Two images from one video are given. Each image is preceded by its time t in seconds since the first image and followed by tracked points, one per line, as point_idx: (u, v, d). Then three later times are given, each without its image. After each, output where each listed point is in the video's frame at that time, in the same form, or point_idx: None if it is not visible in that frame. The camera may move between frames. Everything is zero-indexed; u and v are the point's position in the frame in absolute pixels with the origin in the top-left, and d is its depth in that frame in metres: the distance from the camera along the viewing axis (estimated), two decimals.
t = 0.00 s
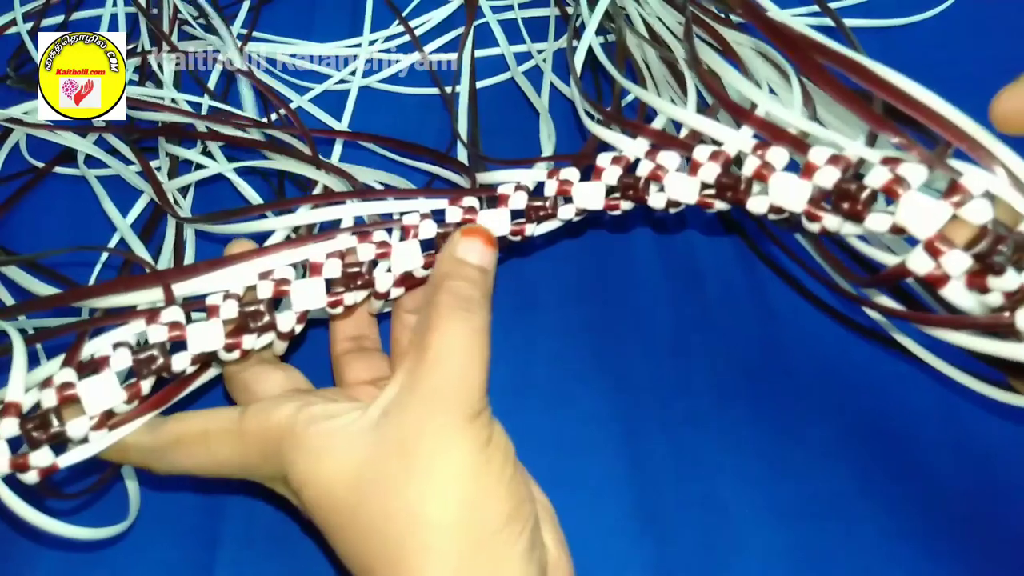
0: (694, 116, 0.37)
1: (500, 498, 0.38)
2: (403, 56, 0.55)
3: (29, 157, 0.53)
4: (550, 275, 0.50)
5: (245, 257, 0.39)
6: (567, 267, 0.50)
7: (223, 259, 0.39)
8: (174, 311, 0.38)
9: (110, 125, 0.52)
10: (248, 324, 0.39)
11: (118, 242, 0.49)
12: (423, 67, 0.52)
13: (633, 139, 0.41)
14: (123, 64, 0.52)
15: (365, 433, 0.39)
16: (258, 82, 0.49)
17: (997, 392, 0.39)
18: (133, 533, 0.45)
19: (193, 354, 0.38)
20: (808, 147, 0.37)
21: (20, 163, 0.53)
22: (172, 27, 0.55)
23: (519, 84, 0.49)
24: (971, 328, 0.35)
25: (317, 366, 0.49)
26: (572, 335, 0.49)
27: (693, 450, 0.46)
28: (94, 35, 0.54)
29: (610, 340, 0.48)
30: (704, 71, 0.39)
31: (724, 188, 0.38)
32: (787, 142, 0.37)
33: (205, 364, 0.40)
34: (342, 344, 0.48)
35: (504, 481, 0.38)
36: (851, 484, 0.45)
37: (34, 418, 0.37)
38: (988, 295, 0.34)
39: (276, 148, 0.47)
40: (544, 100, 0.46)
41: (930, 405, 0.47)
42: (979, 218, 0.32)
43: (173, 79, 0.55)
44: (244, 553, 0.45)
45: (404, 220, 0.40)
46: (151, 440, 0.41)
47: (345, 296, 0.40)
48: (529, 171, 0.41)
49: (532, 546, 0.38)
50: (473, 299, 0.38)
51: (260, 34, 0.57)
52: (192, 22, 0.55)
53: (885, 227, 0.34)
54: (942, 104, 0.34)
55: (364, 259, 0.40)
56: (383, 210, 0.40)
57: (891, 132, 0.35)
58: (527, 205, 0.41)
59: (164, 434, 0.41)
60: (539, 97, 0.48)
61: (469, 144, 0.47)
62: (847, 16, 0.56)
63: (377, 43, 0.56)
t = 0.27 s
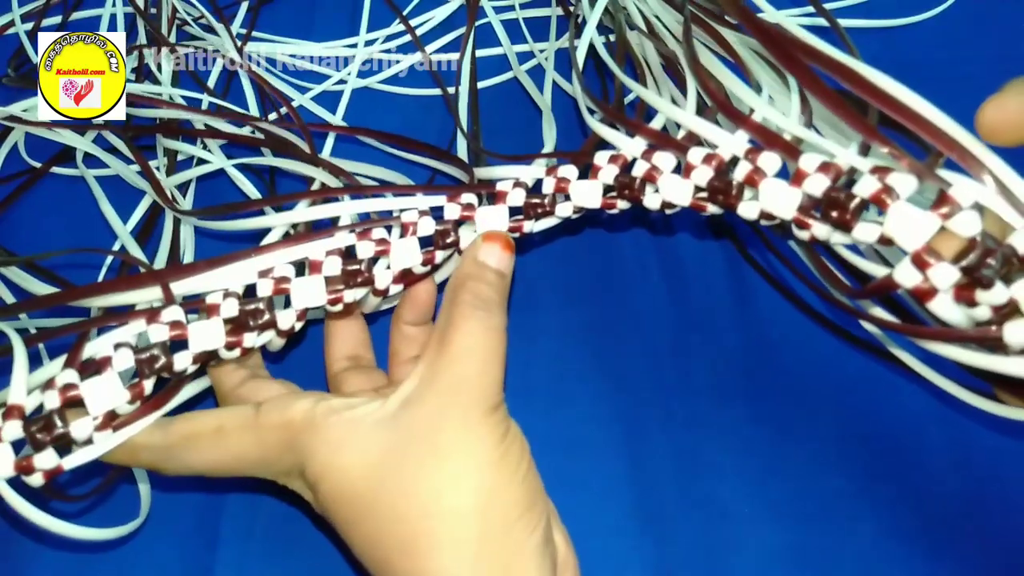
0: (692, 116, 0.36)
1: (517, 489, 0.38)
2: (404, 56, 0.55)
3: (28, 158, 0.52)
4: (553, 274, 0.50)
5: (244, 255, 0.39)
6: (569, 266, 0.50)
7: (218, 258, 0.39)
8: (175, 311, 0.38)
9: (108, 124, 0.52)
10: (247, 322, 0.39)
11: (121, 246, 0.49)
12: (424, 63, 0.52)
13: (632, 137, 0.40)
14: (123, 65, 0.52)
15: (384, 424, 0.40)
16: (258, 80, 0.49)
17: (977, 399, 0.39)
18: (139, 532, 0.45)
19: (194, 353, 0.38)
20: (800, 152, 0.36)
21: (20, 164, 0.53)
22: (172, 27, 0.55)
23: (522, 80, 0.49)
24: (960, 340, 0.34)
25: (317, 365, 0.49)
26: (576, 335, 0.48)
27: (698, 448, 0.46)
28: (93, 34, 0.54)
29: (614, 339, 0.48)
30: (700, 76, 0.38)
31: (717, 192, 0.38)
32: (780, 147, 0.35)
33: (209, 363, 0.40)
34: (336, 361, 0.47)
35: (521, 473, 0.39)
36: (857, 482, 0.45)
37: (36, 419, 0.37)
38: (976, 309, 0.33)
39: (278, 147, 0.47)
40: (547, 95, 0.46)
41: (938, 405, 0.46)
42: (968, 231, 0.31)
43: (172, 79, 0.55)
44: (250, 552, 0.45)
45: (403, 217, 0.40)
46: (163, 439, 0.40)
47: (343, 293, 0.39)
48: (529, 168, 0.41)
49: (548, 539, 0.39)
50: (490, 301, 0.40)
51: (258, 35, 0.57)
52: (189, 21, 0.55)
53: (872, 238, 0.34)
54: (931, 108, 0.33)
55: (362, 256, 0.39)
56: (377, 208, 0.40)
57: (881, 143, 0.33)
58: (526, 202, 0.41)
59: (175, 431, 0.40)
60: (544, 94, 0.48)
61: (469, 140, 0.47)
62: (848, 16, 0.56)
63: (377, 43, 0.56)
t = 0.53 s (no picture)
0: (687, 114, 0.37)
1: (521, 486, 0.38)
2: (404, 56, 0.54)
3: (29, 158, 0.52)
4: (555, 275, 0.50)
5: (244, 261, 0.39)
6: (571, 267, 0.50)
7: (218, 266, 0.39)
8: (175, 321, 0.38)
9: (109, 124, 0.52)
10: (246, 329, 0.39)
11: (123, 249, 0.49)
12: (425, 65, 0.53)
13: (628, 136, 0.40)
14: (123, 65, 0.52)
15: (387, 424, 0.40)
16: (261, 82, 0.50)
17: (970, 402, 0.39)
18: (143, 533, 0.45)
19: (195, 363, 0.38)
20: (797, 152, 0.36)
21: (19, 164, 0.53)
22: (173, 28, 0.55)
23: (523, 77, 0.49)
24: (958, 344, 0.33)
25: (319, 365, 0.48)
26: (578, 336, 0.48)
27: (700, 449, 0.46)
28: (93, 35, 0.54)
29: (616, 340, 0.48)
30: (699, 76, 0.38)
31: (712, 192, 0.38)
32: (777, 147, 0.36)
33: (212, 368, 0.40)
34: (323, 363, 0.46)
35: (523, 469, 0.39)
36: (857, 484, 0.45)
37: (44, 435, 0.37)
38: (975, 313, 0.33)
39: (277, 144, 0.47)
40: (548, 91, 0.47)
41: (940, 404, 0.46)
42: (968, 234, 0.31)
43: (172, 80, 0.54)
44: (254, 553, 0.45)
45: (398, 217, 0.40)
46: (174, 446, 0.41)
47: (341, 296, 0.40)
48: (524, 167, 0.42)
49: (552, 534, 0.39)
50: (487, 300, 0.40)
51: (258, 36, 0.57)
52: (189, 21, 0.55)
53: (870, 240, 0.34)
54: (932, 109, 0.33)
55: (357, 259, 0.39)
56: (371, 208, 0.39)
57: (880, 143, 0.34)
58: (522, 200, 0.41)
59: (186, 439, 0.41)
60: (545, 91, 0.48)
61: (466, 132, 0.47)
62: (849, 16, 0.56)
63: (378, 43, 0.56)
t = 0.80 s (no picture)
0: (689, 117, 0.37)
1: (523, 485, 0.38)
2: (404, 57, 0.54)
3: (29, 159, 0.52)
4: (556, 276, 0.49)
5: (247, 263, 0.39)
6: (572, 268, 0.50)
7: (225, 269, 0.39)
8: (178, 328, 0.38)
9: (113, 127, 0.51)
10: (250, 333, 0.39)
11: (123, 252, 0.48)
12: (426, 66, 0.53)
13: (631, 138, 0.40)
14: (123, 65, 0.52)
15: (390, 426, 0.39)
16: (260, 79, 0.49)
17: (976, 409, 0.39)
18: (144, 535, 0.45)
19: (199, 368, 0.38)
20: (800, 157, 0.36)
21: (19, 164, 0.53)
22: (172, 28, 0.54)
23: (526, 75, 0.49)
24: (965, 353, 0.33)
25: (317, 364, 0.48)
26: (579, 337, 0.48)
27: (702, 451, 0.46)
28: (93, 34, 0.54)
29: (617, 340, 0.48)
30: (703, 79, 0.38)
31: (714, 198, 0.38)
32: (781, 153, 0.36)
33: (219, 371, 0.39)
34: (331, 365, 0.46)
35: (524, 466, 0.38)
36: (858, 486, 0.45)
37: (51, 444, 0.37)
38: (985, 321, 0.33)
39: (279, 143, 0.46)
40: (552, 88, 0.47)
41: (941, 404, 0.46)
42: (978, 240, 0.31)
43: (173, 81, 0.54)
44: (254, 553, 0.45)
45: (400, 220, 0.41)
46: (180, 451, 0.41)
47: (343, 299, 0.39)
48: (527, 168, 0.41)
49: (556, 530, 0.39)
50: (484, 298, 0.38)
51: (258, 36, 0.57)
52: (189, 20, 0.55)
53: (876, 247, 0.34)
54: (942, 116, 0.32)
55: (358, 263, 0.39)
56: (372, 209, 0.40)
57: (884, 146, 0.33)
58: (524, 203, 0.41)
59: (192, 443, 0.41)
60: (547, 90, 0.47)
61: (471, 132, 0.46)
62: (849, 16, 0.56)
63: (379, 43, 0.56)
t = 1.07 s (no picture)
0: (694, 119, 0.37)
1: (542, 510, 0.36)
2: (411, 56, 0.54)
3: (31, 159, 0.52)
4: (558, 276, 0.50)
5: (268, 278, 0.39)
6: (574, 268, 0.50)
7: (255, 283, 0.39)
8: (208, 347, 0.38)
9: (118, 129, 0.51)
10: (277, 347, 0.39)
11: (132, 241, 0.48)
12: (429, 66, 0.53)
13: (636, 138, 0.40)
14: (123, 65, 0.52)
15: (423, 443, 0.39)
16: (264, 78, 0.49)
17: (974, 409, 0.38)
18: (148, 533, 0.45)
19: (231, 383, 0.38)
20: (800, 153, 0.35)
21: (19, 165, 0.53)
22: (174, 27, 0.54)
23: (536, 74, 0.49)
24: (964, 350, 0.33)
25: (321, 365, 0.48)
26: (581, 337, 0.48)
27: (703, 450, 0.46)
28: (94, 35, 0.54)
29: (619, 340, 0.48)
30: (702, 77, 0.38)
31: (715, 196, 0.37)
32: (781, 149, 0.35)
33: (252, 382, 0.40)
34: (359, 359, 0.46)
35: (546, 491, 0.36)
36: (857, 486, 0.45)
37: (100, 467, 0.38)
38: (983, 317, 0.33)
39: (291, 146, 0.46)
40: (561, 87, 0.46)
41: (942, 405, 0.46)
42: (976, 235, 0.31)
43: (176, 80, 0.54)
44: (257, 552, 0.45)
45: (410, 227, 0.40)
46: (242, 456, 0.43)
47: (361, 308, 0.39)
48: (534, 170, 0.41)
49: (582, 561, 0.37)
50: (516, 310, 0.37)
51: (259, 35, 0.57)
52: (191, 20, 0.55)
53: (876, 243, 0.33)
54: (943, 111, 0.33)
55: (373, 272, 0.39)
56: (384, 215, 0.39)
57: (883, 140, 0.32)
58: (531, 203, 0.40)
59: (252, 448, 0.43)
60: (555, 89, 0.47)
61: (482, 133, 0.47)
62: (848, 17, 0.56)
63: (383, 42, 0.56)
